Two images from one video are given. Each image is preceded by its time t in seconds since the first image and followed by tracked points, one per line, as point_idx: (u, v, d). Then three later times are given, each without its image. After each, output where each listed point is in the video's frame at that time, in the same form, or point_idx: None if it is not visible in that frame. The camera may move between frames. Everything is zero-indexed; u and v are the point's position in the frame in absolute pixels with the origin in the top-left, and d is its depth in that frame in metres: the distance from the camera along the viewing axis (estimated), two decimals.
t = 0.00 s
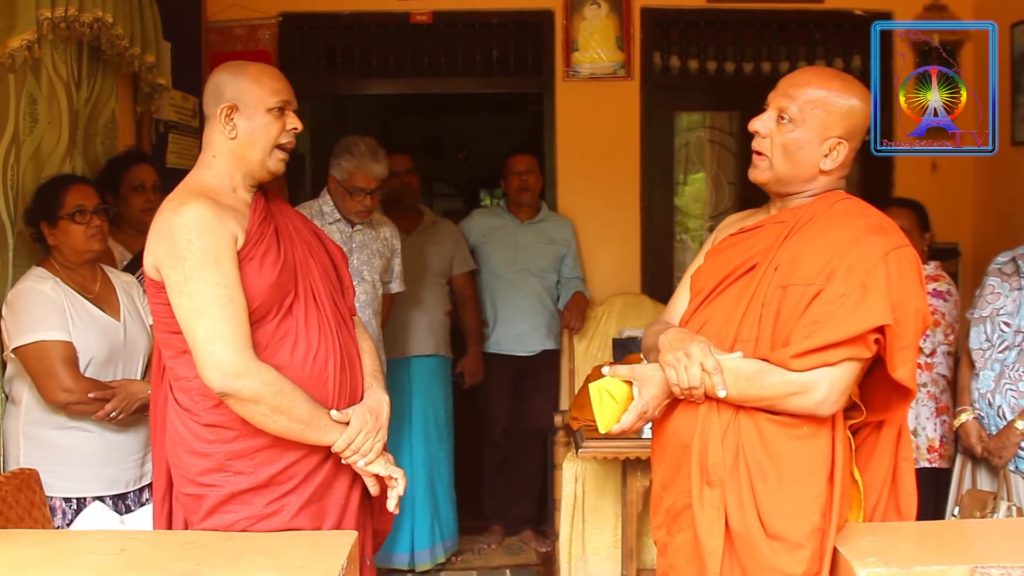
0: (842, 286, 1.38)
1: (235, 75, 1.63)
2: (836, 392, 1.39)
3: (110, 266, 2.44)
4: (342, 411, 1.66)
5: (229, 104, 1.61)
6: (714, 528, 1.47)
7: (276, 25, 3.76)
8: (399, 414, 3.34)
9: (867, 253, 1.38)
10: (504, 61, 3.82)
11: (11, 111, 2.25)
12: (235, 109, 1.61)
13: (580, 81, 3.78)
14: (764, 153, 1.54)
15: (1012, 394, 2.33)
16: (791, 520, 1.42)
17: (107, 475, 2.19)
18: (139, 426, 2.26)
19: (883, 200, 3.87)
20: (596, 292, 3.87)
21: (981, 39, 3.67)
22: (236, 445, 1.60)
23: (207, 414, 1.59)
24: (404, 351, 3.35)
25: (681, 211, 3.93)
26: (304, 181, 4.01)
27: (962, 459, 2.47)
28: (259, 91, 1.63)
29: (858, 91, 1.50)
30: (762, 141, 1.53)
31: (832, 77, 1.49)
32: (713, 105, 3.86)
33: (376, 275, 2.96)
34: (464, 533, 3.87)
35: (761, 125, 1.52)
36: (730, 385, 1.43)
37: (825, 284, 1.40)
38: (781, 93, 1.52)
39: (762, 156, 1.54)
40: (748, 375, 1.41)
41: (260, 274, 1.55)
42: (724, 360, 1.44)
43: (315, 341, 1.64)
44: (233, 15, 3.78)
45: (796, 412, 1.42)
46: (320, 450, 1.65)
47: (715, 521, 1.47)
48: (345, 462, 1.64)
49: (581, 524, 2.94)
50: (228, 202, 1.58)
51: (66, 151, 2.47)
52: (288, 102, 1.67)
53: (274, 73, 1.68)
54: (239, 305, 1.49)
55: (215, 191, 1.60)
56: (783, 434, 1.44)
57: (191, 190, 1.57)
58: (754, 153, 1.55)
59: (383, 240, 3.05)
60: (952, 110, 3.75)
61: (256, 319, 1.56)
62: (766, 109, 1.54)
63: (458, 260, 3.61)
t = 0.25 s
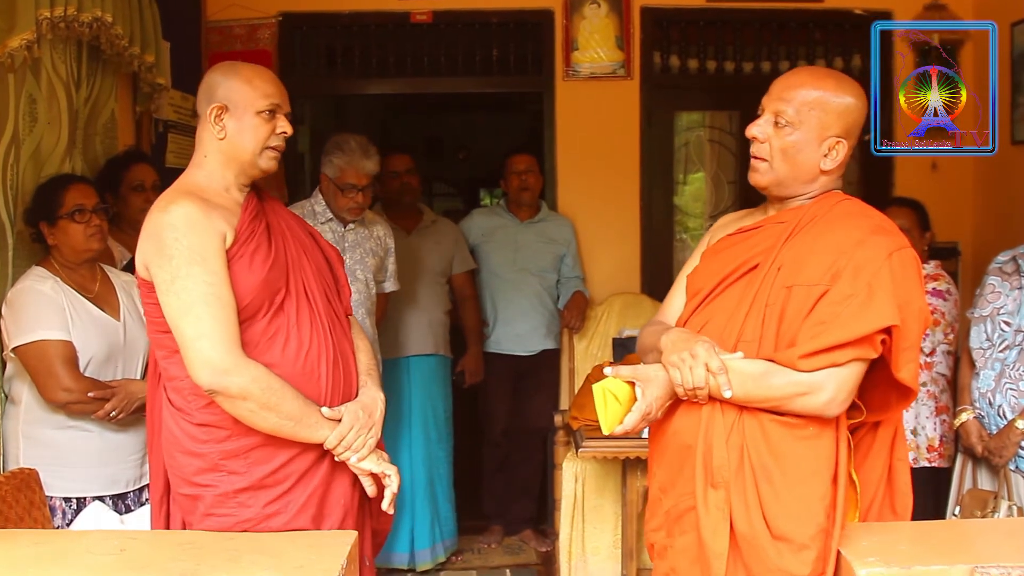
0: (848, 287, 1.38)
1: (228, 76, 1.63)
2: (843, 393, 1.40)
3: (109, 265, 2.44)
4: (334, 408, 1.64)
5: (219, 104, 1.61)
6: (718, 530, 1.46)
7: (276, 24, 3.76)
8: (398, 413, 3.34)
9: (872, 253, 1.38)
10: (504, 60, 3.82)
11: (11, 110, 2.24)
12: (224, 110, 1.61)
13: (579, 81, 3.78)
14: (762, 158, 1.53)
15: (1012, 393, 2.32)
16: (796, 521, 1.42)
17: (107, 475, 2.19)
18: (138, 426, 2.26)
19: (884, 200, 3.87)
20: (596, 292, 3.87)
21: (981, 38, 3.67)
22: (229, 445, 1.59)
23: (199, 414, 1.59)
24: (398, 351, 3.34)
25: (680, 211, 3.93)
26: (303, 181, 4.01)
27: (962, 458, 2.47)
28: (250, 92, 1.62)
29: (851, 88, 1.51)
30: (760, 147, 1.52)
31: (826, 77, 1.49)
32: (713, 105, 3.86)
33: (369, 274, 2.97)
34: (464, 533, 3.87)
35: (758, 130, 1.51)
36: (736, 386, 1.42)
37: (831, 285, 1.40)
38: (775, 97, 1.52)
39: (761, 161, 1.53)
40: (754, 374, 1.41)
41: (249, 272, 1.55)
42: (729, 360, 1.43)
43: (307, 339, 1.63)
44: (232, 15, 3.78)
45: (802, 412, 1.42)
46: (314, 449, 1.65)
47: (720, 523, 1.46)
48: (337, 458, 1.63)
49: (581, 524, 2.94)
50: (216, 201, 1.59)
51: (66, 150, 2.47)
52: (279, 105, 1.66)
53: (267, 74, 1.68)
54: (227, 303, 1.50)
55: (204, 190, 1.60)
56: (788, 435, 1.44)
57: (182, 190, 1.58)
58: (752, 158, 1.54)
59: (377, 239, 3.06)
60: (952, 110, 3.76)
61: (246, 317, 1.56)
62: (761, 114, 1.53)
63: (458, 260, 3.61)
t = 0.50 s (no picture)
0: (856, 289, 1.38)
1: (229, 75, 1.63)
2: (852, 394, 1.41)
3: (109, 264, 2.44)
4: (329, 409, 1.64)
5: (220, 104, 1.62)
6: (725, 532, 1.46)
7: (277, 23, 3.76)
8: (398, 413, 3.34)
9: (879, 255, 1.39)
10: (505, 60, 3.82)
11: (11, 109, 2.24)
12: (225, 109, 1.62)
13: (580, 81, 3.78)
14: (757, 157, 1.53)
15: (1013, 395, 2.32)
16: (804, 522, 1.43)
17: (106, 474, 2.19)
18: (138, 425, 2.26)
19: (885, 201, 3.87)
20: (597, 292, 3.87)
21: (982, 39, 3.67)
22: (225, 445, 1.59)
23: (195, 414, 1.59)
24: (397, 351, 3.33)
25: (681, 211, 3.93)
26: (304, 180, 4.02)
27: (963, 459, 2.47)
28: (251, 92, 1.62)
29: (846, 88, 1.51)
30: (755, 147, 1.53)
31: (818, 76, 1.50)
32: (714, 105, 3.86)
33: (365, 273, 2.97)
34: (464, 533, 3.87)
35: (752, 130, 1.52)
36: (745, 387, 1.42)
37: (839, 287, 1.40)
38: (769, 97, 1.52)
39: (755, 160, 1.53)
40: (763, 376, 1.41)
41: (245, 272, 1.55)
42: (738, 362, 1.43)
43: (304, 339, 1.63)
44: (233, 14, 3.77)
45: (811, 413, 1.42)
46: (312, 450, 1.64)
47: (727, 525, 1.46)
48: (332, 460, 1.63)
49: (582, 524, 2.94)
50: (215, 201, 1.59)
51: (67, 149, 2.47)
52: (280, 104, 1.66)
53: (268, 73, 1.68)
54: (221, 303, 1.50)
55: (203, 190, 1.61)
56: (795, 436, 1.44)
57: (180, 190, 1.58)
58: (747, 157, 1.54)
59: (374, 238, 3.06)
60: (952, 110, 3.73)
61: (241, 317, 1.56)
62: (755, 115, 1.53)
63: (458, 259, 3.61)
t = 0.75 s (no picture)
0: (859, 287, 1.38)
1: (237, 71, 1.63)
2: (855, 392, 1.40)
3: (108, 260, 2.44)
4: (330, 406, 1.64)
5: (227, 99, 1.61)
6: (727, 530, 1.46)
7: (279, 20, 3.76)
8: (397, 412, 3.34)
9: (882, 253, 1.39)
10: (507, 58, 3.81)
11: (11, 104, 2.24)
12: (233, 104, 1.61)
13: (582, 80, 3.77)
14: (756, 152, 1.53)
15: (1013, 396, 2.32)
16: (806, 521, 1.42)
17: (105, 469, 2.19)
18: (138, 421, 2.26)
19: (885, 202, 3.87)
20: (597, 291, 3.87)
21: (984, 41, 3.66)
22: (227, 442, 1.59)
23: (198, 411, 1.59)
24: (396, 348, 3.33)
25: (681, 211, 3.92)
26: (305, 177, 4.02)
27: (962, 460, 2.47)
28: (259, 89, 1.62)
29: (845, 87, 1.51)
30: (754, 142, 1.53)
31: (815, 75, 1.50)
32: (715, 104, 3.85)
33: (364, 269, 2.96)
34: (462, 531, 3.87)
35: (751, 126, 1.53)
36: (746, 384, 1.42)
37: (842, 285, 1.40)
38: (770, 95, 1.53)
39: (755, 156, 1.54)
40: (766, 373, 1.41)
41: (247, 268, 1.55)
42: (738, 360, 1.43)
43: (307, 336, 1.63)
44: (235, 11, 3.77)
45: (814, 411, 1.42)
46: (314, 447, 1.64)
47: (729, 523, 1.46)
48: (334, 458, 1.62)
49: (580, 523, 2.94)
50: (218, 196, 1.59)
51: (68, 144, 2.47)
52: (287, 102, 1.66)
53: (275, 70, 1.68)
54: (223, 299, 1.49)
55: (207, 185, 1.60)
56: (797, 433, 1.44)
57: (183, 185, 1.58)
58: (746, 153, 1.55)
59: (373, 235, 3.05)
60: (953, 110, 3.66)
61: (243, 314, 1.56)
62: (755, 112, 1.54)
63: (458, 257, 3.61)
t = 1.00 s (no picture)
0: (855, 281, 1.38)
1: (238, 65, 1.63)
2: (851, 386, 1.40)
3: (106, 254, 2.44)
4: (334, 401, 1.63)
5: (230, 92, 1.60)
6: (722, 525, 1.46)
7: (277, 13, 3.75)
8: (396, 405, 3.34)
9: (879, 247, 1.38)
10: (505, 52, 3.80)
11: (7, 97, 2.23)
12: (236, 98, 1.60)
13: (581, 74, 3.77)
14: (752, 144, 1.53)
15: (1012, 389, 2.33)
16: (802, 516, 1.42)
17: (104, 464, 2.19)
18: (136, 415, 2.25)
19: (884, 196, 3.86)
20: (595, 285, 3.86)
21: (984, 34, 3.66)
22: (229, 436, 1.59)
23: (200, 405, 1.59)
24: (395, 343, 3.34)
25: (680, 205, 3.92)
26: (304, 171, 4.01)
27: (960, 454, 2.47)
28: (262, 83, 1.62)
29: (842, 78, 1.51)
30: (750, 134, 1.53)
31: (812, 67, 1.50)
32: (714, 98, 3.85)
33: (361, 263, 2.95)
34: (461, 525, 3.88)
35: (748, 118, 1.52)
36: (741, 380, 1.42)
37: (838, 279, 1.39)
38: (766, 87, 1.53)
39: (751, 148, 1.53)
40: (761, 367, 1.41)
41: (250, 263, 1.55)
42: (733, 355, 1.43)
43: (309, 331, 1.63)
44: (233, 3, 3.76)
45: (809, 406, 1.42)
46: (314, 441, 1.64)
47: (725, 518, 1.46)
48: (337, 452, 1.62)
49: (579, 517, 2.94)
50: (217, 190, 1.59)
51: (65, 138, 2.46)
52: (290, 98, 1.65)
53: (277, 65, 1.67)
54: (226, 293, 1.49)
55: (206, 179, 1.60)
56: (793, 428, 1.44)
57: (183, 179, 1.58)
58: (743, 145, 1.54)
59: (371, 229, 3.05)
60: (952, 110, 3.78)
61: (246, 308, 1.56)
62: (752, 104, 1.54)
63: (456, 251, 3.60)
